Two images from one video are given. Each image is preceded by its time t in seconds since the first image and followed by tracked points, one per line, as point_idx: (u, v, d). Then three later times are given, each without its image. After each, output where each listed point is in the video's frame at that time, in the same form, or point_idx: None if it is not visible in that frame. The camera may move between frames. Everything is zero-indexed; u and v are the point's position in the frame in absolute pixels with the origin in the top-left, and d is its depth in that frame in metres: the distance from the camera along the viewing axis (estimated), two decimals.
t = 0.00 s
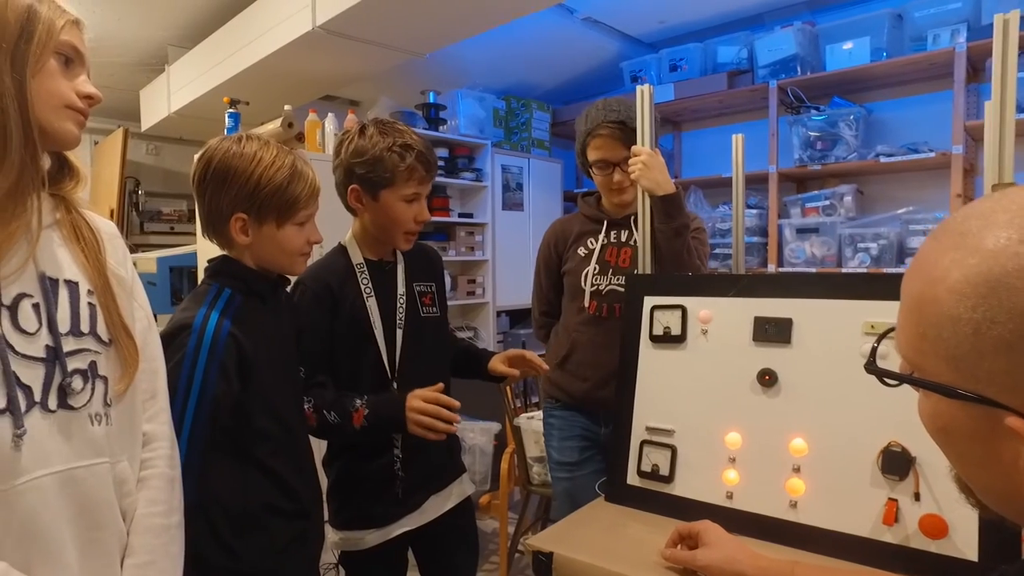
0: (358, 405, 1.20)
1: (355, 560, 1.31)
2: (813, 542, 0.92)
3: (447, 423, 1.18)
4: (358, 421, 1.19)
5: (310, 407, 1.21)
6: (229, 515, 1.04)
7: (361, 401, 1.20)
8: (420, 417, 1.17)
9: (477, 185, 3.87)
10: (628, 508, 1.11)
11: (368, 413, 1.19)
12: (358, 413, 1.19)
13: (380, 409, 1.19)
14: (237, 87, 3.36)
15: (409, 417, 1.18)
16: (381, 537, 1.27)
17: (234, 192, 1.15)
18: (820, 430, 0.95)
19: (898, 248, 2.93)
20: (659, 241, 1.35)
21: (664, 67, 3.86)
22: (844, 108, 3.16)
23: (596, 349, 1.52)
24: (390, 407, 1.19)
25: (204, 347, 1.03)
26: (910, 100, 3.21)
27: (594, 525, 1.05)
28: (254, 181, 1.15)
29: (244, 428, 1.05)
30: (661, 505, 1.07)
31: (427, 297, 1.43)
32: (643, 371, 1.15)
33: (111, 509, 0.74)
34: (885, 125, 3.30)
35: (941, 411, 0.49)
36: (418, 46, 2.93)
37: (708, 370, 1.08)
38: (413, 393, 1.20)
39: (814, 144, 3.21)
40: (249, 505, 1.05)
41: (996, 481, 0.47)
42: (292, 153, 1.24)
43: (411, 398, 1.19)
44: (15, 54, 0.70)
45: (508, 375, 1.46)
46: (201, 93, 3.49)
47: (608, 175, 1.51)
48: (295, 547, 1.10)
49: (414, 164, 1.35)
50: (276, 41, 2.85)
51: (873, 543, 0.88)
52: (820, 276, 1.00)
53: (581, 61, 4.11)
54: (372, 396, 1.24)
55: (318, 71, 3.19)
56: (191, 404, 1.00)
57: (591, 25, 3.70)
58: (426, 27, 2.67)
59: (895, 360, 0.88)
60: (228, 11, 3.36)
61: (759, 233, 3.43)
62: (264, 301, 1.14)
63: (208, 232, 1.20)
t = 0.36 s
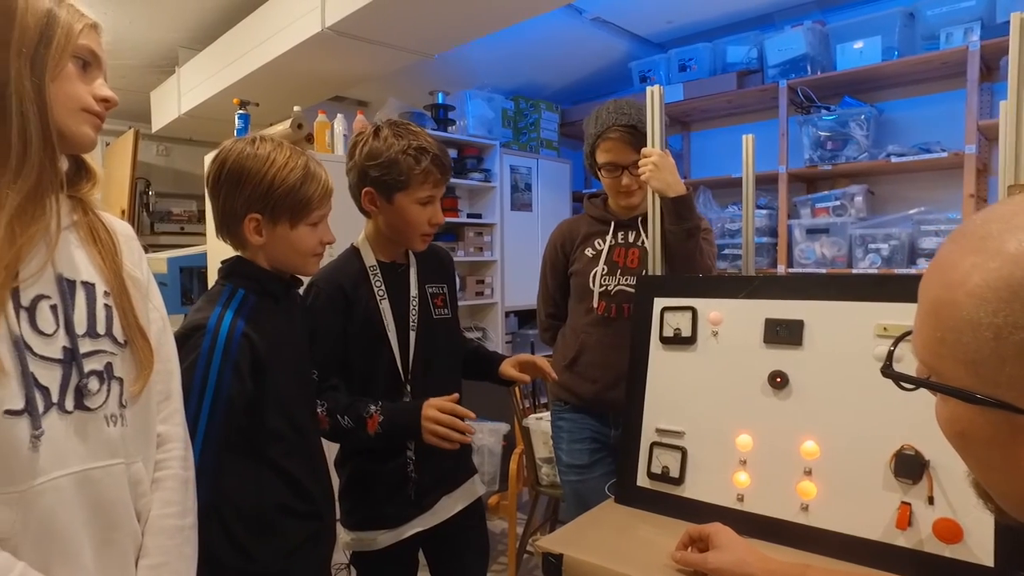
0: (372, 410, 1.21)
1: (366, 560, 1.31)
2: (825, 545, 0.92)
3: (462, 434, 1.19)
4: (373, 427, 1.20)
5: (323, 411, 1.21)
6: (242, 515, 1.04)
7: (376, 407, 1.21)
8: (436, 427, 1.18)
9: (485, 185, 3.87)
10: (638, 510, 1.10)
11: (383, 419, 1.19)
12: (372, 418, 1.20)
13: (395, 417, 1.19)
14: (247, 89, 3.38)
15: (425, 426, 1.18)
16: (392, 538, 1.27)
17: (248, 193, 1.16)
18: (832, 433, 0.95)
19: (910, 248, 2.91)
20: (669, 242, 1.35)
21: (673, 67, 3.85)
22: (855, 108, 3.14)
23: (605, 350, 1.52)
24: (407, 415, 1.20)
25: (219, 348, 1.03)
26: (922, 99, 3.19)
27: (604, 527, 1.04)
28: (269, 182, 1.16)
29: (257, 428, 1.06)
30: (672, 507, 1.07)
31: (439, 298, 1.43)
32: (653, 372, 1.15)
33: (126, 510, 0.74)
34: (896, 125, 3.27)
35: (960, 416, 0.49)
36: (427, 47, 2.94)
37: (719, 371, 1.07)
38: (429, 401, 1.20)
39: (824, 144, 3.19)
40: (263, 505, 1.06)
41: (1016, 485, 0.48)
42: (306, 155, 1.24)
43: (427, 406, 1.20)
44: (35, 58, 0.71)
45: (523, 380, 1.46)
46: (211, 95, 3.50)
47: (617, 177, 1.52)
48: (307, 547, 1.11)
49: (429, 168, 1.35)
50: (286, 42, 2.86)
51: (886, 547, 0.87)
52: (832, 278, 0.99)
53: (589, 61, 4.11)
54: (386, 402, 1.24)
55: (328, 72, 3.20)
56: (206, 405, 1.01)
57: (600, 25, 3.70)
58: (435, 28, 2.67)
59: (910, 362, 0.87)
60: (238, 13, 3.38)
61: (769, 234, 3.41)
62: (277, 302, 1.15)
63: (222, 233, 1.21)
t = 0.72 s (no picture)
0: (384, 412, 1.21)
1: (377, 560, 1.32)
2: (838, 548, 0.91)
3: (474, 439, 1.20)
4: (385, 429, 1.20)
5: (335, 412, 1.22)
6: (256, 514, 1.05)
7: (388, 409, 1.21)
8: (449, 433, 1.19)
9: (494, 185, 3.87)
10: (648, 511, 1.10)
11: (395, 421, 1.20)
12: (384, 421, 1.20)
13: (408, 421, 1.20)
14: (258, 90, 3.40)
15: (439, 431, 1.19)
16: (402, 539, 1.28)
17: (262, 193, 1.17)
18: (844, 434, 0.94)
19: (922, 249, 2.89)
20: (679, 242, 1.35)
21: (683, 67, 3.84)
22: (867, 107, 3.11)
23: (615, 352, 1.51)
24: (419, 418, 1.20)
25: (232, 348, 1.04)
26: (934, 98, 3.16)
27: (615, 527, 1.04)
28: (283, 183, 1.17)
29: (270, 428, 1.06)
30: (683, 508, 1.07)
31: (451, 299, 1.44)
32: (664, 373, 1.15)
33: (142, 506, 0.75)
34: (908, 124, 3.25)
35: (980, 418, 0.49)
36: (437, 47, 2.94)
37: (731, 373, 1.07)
38: (442, 406, 1.21)
39: (835, 144, 3.17)
40: (275, 505, 1.06)
41: None
42: (320, 155, 1.25)
43: (440, 411, 1.20)
44: (58, 62, 0.72)
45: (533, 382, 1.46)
46: (222, 96, 3.53)
47: (618, 179, 1.50)
48: (318, 548, 1.11)
49: (443, 168, 1.35)
50: (296, 43, 2.87)
51: (900, 550, 0.87)
52: (844, 278, 0.98)
53: (599, 61, 4.10)
54: (398, 405, 1.25)
55: (337, 72, 3.21)
56: (220, 404, 1.01)
57: (610, 25, 3.69)
58: (445, 28, 2.68)
59: (926, 364, 0.86)
60: (249, 14, 3.40)
61: (779, 234, 3.39)
62: (290, 302, 1.15)
63: (236, 233, 1.21)
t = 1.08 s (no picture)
0: (396, 415, 1.21)
1: (387, 561, 1.32)
2: (850, 551, 0.90)
3: (485, 444, 1.21)
4: (396, 431, 1.20)
5: (346, 413, 1.22)
6: (267, 515, 1.05)
7: (399, 412, 1.21)
8: (460, 438, 1.19)
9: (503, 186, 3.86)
10: (658, 513, 1.10)
11: (407, 423, 1.20)
12: (396, 423, 1.20)
13: (420, 424, 1.20)
14: (268, 91, 3.42)
15: (450, 435, 1.19)
16: (412, 540, 1.28)
17: (275, 194, 1.17)
18: (858, 436, 0.93)
19: (935, 249, 2.86)
20: (690, 243, 1.34)
21: (692, 66, 3.83)
22: (879, 106, 3.08)
23: (628, 355, 1.51)
24: (431, 421, 1.20)
25: (245, 348, 1.04)
26: (948, 97, 3.13)
27: (626, 529, 1.04)
28: (296, 184, 1.17)
29: (282, 428, 1.07)
30: (693, 509, 1.06)
31: (462, 300, 1.44)
32: (674, 375, 1.14)
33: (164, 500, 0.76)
34: (921, 123, 3.22)
35: (1001, 423, 0.49)
36: (447, 48, 2.94)
37: (743, 375, 1.06)
38: (454, 410, 1.22)
39: (846, 144, 3.14)
40: (286, 505, 1.06)
41: None
42: (331, 157, 1.25)
43: (452, 415, 1.20)
44: (79, 61, 0.72)
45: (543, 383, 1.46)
46: (232, 97, 3.55)
47: (614, 201, 1.44)
48: (329, 548, 1.11)
49: (454, 170, 1.35)
50: (306, 45, 2.88)
51: (915, 554, 0.86)
52: (858, 279, 0.98)
53: (608, 61, 4.09)
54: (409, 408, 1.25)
55: (347, 73, 3.21)
56: (232, 404, 1.02)
57: (619, 25, 3.67)
58: (454, 29, 2.68)
59: (944, 366, 0.85)
60: (259, 15, 3.41)
61: (790, 234, 3.37)
62: (302, 302, 1.16)
63: (248, 234, 1.22)
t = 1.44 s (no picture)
0: (407, 417, 1.21)
1: (396, 561, 1.32)
2: (864, 554, 0.89)
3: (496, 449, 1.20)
4: (407, 433, 1.20)
5: (357, 415, 1.22)
6: (278, 515, 1.06)
7: (410, 415, 1.21)
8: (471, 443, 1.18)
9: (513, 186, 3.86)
10: (669, 514, 1.09)
11: (418, 426, 1.20)
12: (407, 426, 1.20)
13: (431, 426, 1.20)
14: (278, 91, 3.43)
15: (461, 438, 1.18)
16: (422, 540, 1.27)
17: (285, 193, 1.17)
18: (872, 439, 0.92)
19: (948, 249, 2.83)
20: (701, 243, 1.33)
21: (702, 66, 3.81)
22: (891, 105, 3.06)
23: (639, 357, 1.51)
24: (442, 424, 1.20)
25: (256, 348, 1.04)
26: (961, 96, 3.10)
27: (636, 530, 1.03)
28: (306, 183, 1.17)
29: (293, 429, 1.07)
30: (704, 511, 1.05)
31: (472, 301, 1.43)
32: (685, 376, 1.13)
33: (181, 499, 0.76)
34: (934, 122, 3.19)
35: None
36: (456, 48, 2.94)
37: (755, 377, 1.05)
38: (465, 415, 1.20)
39: (858, 143, 3.12)
40: (297, 505, 1.06)
41: None
42: (342, 157, 1.25)
43: (463, 419, 1.20)
44: (106, 68, 0.72)
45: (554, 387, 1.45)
46: (243, 98, 3.56)
47: (632, 218, 1.41)
48: (339, 549, 1.11)
49: (466, 170, 1.35)
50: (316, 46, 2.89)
51: (930, 558, 0.85)
52: (872, 280, 0.96)
53: (618, 60, 4.08)
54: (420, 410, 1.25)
55: (356, 73, 3.22)
56: (243, 404, 1.02)
57: (629, 25, 3.66)
58: (463, 29, 2.68)
59: (963, 367, 0.83)
60: (270, 16, 3.43)
61: (800, 234, 3.35)
62: (313, 302, 1.16)
63: (259, 233, 1.22)
